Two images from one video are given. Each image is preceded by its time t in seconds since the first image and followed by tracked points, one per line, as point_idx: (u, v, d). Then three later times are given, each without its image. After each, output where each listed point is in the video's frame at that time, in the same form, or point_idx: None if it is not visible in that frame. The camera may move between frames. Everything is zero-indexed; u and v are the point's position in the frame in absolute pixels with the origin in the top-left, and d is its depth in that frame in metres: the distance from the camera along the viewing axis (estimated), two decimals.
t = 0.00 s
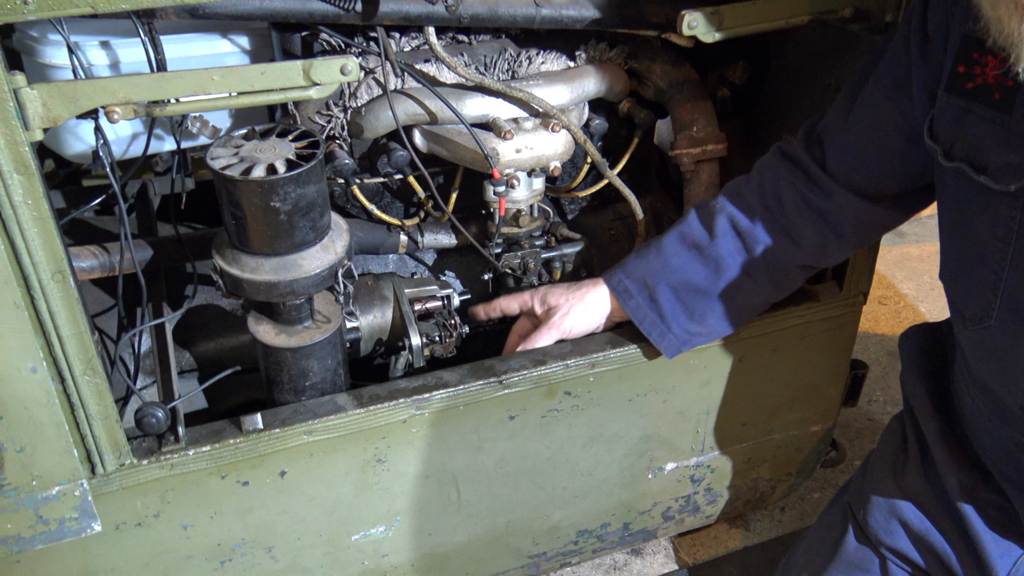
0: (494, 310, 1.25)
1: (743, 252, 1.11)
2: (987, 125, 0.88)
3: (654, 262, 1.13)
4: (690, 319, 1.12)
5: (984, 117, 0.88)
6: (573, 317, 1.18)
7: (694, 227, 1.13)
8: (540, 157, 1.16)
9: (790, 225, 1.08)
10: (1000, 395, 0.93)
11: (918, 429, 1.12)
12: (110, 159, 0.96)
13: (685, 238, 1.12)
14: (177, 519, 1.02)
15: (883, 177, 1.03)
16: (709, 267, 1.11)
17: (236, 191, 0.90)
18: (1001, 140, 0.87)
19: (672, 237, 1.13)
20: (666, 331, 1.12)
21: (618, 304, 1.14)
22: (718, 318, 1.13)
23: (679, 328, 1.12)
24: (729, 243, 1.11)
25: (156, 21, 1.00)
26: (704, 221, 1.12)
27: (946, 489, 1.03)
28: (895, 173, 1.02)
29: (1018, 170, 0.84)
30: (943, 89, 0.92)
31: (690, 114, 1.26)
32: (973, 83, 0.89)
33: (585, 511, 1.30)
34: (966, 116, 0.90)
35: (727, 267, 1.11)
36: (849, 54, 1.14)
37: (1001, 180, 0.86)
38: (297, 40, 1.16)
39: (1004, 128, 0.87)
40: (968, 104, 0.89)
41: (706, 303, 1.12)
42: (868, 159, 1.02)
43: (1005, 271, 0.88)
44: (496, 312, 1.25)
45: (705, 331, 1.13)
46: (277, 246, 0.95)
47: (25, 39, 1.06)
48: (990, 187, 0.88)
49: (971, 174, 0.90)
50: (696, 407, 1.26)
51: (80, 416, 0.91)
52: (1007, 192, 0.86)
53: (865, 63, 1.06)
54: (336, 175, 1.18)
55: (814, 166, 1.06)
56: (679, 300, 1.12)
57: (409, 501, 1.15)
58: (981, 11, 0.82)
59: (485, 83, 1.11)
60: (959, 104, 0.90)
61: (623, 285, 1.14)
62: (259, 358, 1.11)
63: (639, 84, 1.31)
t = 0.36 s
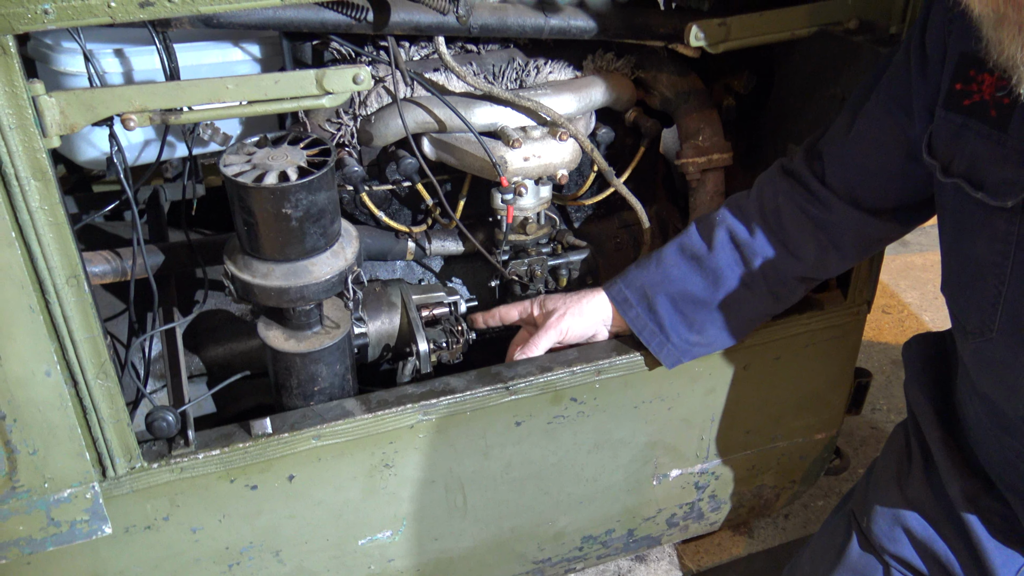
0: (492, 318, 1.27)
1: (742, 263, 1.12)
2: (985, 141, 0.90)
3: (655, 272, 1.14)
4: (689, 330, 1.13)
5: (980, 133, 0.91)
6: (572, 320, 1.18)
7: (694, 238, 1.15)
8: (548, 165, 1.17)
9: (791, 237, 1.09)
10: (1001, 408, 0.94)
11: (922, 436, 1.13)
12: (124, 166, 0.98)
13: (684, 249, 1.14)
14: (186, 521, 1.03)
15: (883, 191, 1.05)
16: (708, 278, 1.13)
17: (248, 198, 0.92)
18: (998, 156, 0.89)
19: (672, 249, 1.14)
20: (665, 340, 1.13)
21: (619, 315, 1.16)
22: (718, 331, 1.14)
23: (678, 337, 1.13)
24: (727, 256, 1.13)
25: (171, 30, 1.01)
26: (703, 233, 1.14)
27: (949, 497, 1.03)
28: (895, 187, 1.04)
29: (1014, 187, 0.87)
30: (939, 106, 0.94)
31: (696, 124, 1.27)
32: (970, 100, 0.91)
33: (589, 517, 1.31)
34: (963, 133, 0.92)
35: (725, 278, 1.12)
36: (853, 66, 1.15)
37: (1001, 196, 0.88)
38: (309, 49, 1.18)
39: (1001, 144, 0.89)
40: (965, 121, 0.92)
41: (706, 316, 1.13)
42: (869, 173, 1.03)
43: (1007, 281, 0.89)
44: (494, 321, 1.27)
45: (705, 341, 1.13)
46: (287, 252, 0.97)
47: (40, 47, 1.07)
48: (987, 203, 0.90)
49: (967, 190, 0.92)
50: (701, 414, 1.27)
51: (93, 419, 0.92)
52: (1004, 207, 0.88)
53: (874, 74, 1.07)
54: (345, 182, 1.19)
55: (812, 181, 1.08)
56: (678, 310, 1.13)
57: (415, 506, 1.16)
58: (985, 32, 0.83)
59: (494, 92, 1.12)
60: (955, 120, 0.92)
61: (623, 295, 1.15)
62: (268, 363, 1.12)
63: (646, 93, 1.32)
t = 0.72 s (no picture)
0: (479, 331, 1.28)
1: (725, 271, 1.14)
2: (963, 154, 0.92)
3: (640, 281, 1.16)
4: (675, 337, 1.14)
5: (959, 146, 0.92)
6: (559, 327, 1.19)
7: (678, 247, 1.16)
8: (538, 171, 1.18)
9: (772, 244, 1.11)
10: (986, 416, 0.96)
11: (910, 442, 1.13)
12: (115, 170, 0.98)
13: (669, 258, 1.16)
14: (175, 526, 1.03)
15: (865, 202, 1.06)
16: (692, 287, 1.14)
17: (238, 203, 0.92)
18: (975, 170, 0.91)
19: (656, 258, 1.16)
20: (652, 349, 1.14)
21: (605, 324, 1.17)
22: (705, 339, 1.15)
23: (665, 346, 1.14)
24: (711, 265, 1.14)
25: (163, 35, 1.01)
26: (687, 243, 1.16)
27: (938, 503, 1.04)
28: (875, 197, 1.06)
29: (991, 200, 0.88)
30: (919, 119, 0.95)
31: (688, 130, 1.27)
32: (949, 113, 0.93)
33: (580, 522, 1.31)
34: (942, 146, 0.93)
35: (709, 287, 1.14)
36: (843, 73, 1.16)
37: (977, 209, 0.90)
38: (301, 55, 1.19)
39: (978, 157, 0.90)
40: (944, 134, 0.93)
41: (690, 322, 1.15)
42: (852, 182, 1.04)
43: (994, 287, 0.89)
44: (482, 333, 1.28)
45: (691, 348, 1.15)
46: (277, 257, 0.97)
47: (33, 52, 1.07)
48: (964, 216, 0.92)
49: (946, 203, 0.93)
50: (691, 420, 1.27)
51: (81, 423, 0.92)
52: (981, 220, 0.90)
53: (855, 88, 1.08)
54: (336, 187, 1.19)
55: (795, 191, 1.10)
56: (664, 319, 1.15)
57: (404, 511, 1.16)
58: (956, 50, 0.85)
59: (485, 98, 1.12)
60: (935, 133, 0.93)
61: (609, 305, 1.17)
62: (258, 368, 1.12)
63: (638, 100, 1.32)
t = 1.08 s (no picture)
0: (466, 326, 1.28)
1: (708, 273, 1.15)
2: (940, 154, 0.97)
3: (631, 281, 1.16)
4: (664, 338, 1.14)
5: (936, 145, 0.97)
6: (548, 334, 1.18)
7: (669, 248, 1.16)
8: (521, 174, 1.18)
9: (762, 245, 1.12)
10: (966, 418, 0.99)
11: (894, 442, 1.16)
12: (95, 176, 0.97)
13: (660, 259, 1.16)
14: (160, 533, 1.02)
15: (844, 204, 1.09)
16: (683, 288, 1.15)
17: (219, 209, 0.92)
18: (950, 170, 0.96)
19: (647, 259, 1.16)
20: (641, 349, 1.14)
21: (595, 324, 1.17)
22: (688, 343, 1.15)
23: (654, 346, 1.14)
24: (701, 266, 1.15)
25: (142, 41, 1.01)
26: (678, 243, 1.16)
27: (922, 500, 1.06)
28: (853, 198, 1.08)
29: (968, 200, 0.93)
30: (896, 120, 1.00)
31: (672, 131, 1.27)
32: (925, 114, 0.98)
33: (568, 524, 1.31)
34: (919, 146, 0.99)
35: (700, 288, 1.15)
36: (825, 73, 1.16)
37: (954, 208, 0.95)
38: (283, 59, 1.18)
39: (954, 157, 0.96)
40: (921, 134, 0.98)
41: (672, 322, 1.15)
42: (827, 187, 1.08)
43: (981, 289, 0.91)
44: (469, 326, 1.28)
45: (679, 350, 1.15)
46: (259, 262, 0.97)
47: (13, 58, 1.05)
48: (941, 216, 0.97)
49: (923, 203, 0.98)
50: (678, 421, 1.27)
51: (63, 431, 0.92)
52: (957, 219, 0.95)
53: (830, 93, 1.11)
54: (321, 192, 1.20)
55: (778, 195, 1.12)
56: (654, 319, 1.15)
57: (391, 515, 1.15)
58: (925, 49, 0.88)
59: (467, 102, 1.13)
60: (912, 133, 0.99)
61: (599, 305, 1.17)
62: (242, 373, 1.12)
63: (621, 101, 1.32)
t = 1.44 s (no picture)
0: (453, 317, 1.26)
1: (698, 275, 1.15)
2: (925, 157, 0.97)
3: (619, 286, 1.16)
4: (654, 344, 1.14)
5: (921, 147, 0.98)
6: (535, 338, 1.17)
7: (658, 252, 1.16)
8: (512, 175, 1.17)
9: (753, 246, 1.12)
10: (956, 419, 0.99)
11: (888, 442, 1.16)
12: (83, 181, 0.97)
13: (649, 264, 1.16)
14: (152, 538, 1.02)
15: (834, 207, 1.09)
16: (672, 293, 1.15)
17: (207, 212, 0.91)
18: (935, 171, 0.96)
19: (636, 263, 1.16)
20: (628, 354, 1.13)
21: (583, 329, 1.16)
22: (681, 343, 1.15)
23: (641, 351, 1.13)
24: (690, 270, 1.15)
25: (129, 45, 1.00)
26: (667, 247, 1.16)
27: (915, 499, 1.06)
28: (842, 199, 1.08)
29: (953, 202, 0.94)
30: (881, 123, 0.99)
31: (663, 131, 1.27)
32: (910, 116, 0.98)
33: (562, 526, 1.30)
34: (904, 149, 0.99)
35: (689, 293, 1.15)
36: (815, 73, 1.16)
37: (939, 211, 0.95)
38: (272, 62, 1.18)
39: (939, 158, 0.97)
40: (907, 137, 0.98)
41: (663, 324, 1.15)
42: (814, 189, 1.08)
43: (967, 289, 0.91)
44: (455, 319, 1.26)
45: (668, 354, 1.15)
46: (248, 266, 0.96)
47: None
48: (927, 218, 0.97)
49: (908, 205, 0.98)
50: (672, 422, 1.27)
51: (52, 437, 0.91)
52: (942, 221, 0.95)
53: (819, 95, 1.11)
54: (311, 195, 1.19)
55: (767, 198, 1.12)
56: (642, 324, 1.15)
57: (385, 519, 1.15)
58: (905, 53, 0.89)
59: (457, 103, 1.12)
60: (898, 135, 0.99)
61: (587, 309, 1.16)
62: (233, 377, 1.11)
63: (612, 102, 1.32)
